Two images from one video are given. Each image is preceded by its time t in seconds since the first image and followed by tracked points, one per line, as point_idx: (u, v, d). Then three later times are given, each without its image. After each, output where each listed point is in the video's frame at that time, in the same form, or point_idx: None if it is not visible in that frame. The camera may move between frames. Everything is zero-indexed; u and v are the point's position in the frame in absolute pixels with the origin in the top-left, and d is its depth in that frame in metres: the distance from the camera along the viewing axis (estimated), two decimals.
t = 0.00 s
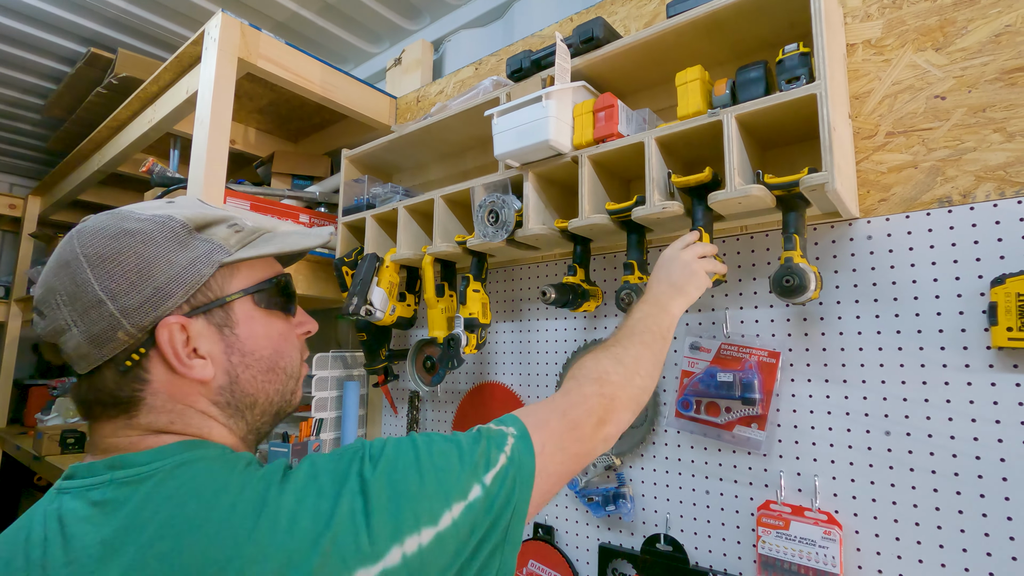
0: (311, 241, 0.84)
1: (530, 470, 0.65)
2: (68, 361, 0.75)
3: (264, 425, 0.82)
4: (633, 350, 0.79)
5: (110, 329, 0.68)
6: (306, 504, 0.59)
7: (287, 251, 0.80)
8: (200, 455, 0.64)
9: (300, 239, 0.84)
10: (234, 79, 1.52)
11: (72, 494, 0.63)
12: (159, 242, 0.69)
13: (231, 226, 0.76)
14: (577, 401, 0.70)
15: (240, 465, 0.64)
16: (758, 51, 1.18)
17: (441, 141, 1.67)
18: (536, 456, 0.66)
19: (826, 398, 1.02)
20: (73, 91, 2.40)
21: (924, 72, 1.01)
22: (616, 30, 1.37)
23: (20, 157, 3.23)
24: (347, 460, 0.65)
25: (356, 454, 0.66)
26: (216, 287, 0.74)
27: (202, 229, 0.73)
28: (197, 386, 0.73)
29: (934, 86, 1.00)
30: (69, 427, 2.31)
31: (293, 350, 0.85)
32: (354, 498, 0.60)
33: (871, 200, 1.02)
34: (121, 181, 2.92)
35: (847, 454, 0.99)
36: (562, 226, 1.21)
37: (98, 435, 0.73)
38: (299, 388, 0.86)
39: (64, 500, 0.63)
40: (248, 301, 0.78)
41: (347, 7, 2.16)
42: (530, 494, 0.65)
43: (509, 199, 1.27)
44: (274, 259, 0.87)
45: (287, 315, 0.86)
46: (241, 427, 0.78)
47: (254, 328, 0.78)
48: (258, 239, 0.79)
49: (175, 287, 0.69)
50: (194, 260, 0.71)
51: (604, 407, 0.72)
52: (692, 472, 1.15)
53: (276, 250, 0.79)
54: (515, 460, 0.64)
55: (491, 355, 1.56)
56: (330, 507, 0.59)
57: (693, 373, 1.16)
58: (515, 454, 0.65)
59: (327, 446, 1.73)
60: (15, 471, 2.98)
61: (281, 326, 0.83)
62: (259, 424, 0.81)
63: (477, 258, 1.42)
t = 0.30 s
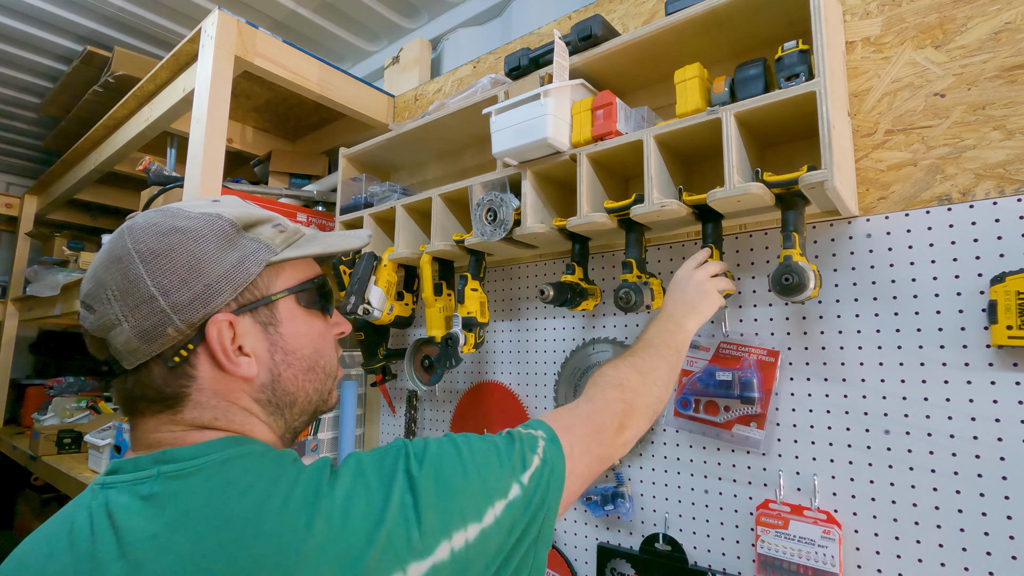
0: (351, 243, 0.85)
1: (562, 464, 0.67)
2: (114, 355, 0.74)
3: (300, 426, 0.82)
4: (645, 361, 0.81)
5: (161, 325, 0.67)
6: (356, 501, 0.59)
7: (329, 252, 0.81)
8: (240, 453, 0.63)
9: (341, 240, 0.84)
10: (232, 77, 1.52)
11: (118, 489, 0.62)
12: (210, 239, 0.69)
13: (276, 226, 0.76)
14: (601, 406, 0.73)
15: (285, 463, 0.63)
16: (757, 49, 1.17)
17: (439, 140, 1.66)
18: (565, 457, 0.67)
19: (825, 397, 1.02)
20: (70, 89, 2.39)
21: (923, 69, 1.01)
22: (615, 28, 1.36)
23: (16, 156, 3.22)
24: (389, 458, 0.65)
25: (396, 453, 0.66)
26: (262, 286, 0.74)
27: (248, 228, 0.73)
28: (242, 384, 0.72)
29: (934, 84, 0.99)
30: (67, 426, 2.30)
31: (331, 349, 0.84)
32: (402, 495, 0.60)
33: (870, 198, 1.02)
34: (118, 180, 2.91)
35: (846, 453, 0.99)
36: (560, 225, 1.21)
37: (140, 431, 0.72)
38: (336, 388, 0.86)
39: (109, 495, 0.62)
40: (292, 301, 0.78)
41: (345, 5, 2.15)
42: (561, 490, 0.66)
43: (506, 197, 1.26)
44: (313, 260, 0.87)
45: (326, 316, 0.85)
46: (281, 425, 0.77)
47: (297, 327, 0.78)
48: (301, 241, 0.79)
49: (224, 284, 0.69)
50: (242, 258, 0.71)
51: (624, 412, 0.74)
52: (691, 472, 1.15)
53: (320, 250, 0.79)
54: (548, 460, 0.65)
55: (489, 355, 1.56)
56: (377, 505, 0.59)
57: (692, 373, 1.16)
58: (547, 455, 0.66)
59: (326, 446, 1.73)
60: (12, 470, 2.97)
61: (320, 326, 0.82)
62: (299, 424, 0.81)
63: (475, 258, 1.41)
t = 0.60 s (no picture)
0: (359, 247, 0.87)
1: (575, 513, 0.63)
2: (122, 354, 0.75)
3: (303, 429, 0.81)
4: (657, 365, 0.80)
5: (165, 324, 0.68)
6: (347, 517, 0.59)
7: (336, 255, 0.81)
8: (240, 453, 0.63)
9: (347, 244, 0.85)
10: (228, 76, 1.51)
11: (120, 488, 0.62)
12: (216, 241, 0.69)
13: (284, 229, 0.77)
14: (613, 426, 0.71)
15: (279, 471, 0.63)
16: (755, 48, 1.17)
17: (437, 139, 1.66)
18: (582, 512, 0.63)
19: (823, 397, 1.02)
20: (66, 88, 2.38)
21: (921, 69, 1.00)
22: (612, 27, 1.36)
23: (13, 156, 3.21)
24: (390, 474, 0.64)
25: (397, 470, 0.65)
26: (267, 287, 0.74)
27: (256, 231, 0.74)
28: (244, 385, 0.72)
29: (931, 83, 0.99)
30: (64, 427, 2.29)
31: (336, 351, 0.84)
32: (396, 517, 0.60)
33: (868, 198, 1.02)
34: (115, 179, 2.90)
35: (843, 452, 0.99)
36: (558, 224, 1.21)
37: (142, 429, 0.72)
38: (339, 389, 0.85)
39: (111, 494, 0.62)
40: (296, 302, 0.78)
41: (342, 4, 2.15)
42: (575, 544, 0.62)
43: (504, 197, 1.26)
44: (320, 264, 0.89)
45: (334, 317, 0.86)
46: (281, 427, 0.76)
47: (301, 329, 0.78)
48: (309, 243, 0.80)
49: (229, 285, 0.69)
50: (248, 260, 0.71)
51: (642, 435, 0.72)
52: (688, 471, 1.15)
53: (326, 253, 0.80)
54: (559, 510, 0.62)
55: (487, 354, 1.56)
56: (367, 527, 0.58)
57: (689, 372, 1.15)
58: (560, 504, 0.62)
59: (324, 446, 1.72)
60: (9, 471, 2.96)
61: (327, 327, 0.82)
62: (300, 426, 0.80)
63: (472, 257, 1.41)
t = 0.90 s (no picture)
0: (327, 247, 0.88)
1: None
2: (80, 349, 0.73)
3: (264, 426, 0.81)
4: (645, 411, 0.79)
5: (130, 317, 0.67)
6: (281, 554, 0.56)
7: (304, 254, 0.83)
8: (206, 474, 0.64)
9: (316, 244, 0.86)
10: (226, 76, 1.51)
11: (64, 490, 0.64)
12: (186, 237, 0.70)
13: (252, 228, 0.77)
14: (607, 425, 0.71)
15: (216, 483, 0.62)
16: (753, 47, 1.17)
17: (435, 138, 1.65)
18: None
19: (821, 396, 1.02)
20: (64, 87, 2.37)
21: (919, 67, 1.00)
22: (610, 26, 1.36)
23: (12, 156, 3.20)
24: (338, 517, 0.61)
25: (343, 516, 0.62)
26: (235, 284, 0.75)
27: (225, 228, 0.75)
28: (206, 380, 0.72)
29: (929, 82, 0.99)
30: (61, 427, 2.29)
31: (300, 348, 0.85)
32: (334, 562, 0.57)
33: (866, 197, 1.02)
34: (114, 179, 2.90)
35: (841, 451, 0.99)
36: (556, 224, 1.21)
37: (97, 431, 0.72)
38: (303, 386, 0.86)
39: (55, 495, 0.64)
40: (263, 299, 0.79)
41: (341, 3, 2.15)
42: None
43: (502, 196, 1.26)
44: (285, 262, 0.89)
45: (298, 317, 0.87)
46: (238, 427, 0.76)
47: (268, 326, 0.79)
48: (278, 241, 0.81)
49: (198, 280, 0.70)
50: (218, 257, 0.72)
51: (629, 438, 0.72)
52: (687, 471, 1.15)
53: (294, 252, 0.81)
54: None
55: (486, 354, 1.55)
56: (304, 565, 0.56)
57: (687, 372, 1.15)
58: None
59: (321, 445, 1.72)
60: (7, 471, 2.96)
61: (292, 326, 0.84)
62: (259, 424, 0.80)
63: (470, 257, 1.41)
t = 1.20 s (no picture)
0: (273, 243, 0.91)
1: None
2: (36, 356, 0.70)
3: (218, 418, 0.83)
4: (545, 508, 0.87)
5: (99, 320, 0.67)
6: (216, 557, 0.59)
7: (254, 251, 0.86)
8: (165, 472, 0.67)
9: (264, 239, 0.90)
10: (226, 77, 1.51)
11: (21, 484, 0.67)
12: (144, 240, 0.71)
13: (202, 228, 0.80)
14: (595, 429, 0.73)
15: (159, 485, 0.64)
16: (752, 48, 1.17)
17: (434, 139, 1.66)
18: None
19: (820, 396, 1.02)
20: (65, 88, 2.38)
21: (917, 69, 1.01)
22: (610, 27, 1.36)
23: (12, 156, 3.20)
24: (286, 533, 0.64)
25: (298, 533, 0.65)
26: (195, 281, 0.78)
27: (177, 229, 0.77)
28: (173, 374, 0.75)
29: (928, 83, 0.99)
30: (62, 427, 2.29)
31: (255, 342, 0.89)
32: None
33: (865, 198, 1.02)
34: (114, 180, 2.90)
35: (840, 452, 0.99)
36: (555, 225, 1.21)
37: (52, 432, 0.72)
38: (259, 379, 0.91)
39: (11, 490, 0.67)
40: (221, 295, 0.82)
41: (341, 4, 2.15)
42: None
43: (502, 197, 1.26)
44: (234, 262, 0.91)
45: (250, 312, 0.91)
46: (197, 419, 0.78)
47: (227, 320, 0.83)
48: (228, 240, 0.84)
49: (160, 280, 0.72)
50: (177, 257, 0.74)
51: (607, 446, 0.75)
52: (686, 471, 1.15)
53: (245, 249, 0.84)
54: None
55: (486, 355, 1.56)
56: None
57: (686, 372, 1.16)
58: None
59: (321, 446, 1.73)
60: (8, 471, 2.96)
61: (247, 320, 0.88)
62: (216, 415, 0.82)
63: (470, 257, 1.41)
